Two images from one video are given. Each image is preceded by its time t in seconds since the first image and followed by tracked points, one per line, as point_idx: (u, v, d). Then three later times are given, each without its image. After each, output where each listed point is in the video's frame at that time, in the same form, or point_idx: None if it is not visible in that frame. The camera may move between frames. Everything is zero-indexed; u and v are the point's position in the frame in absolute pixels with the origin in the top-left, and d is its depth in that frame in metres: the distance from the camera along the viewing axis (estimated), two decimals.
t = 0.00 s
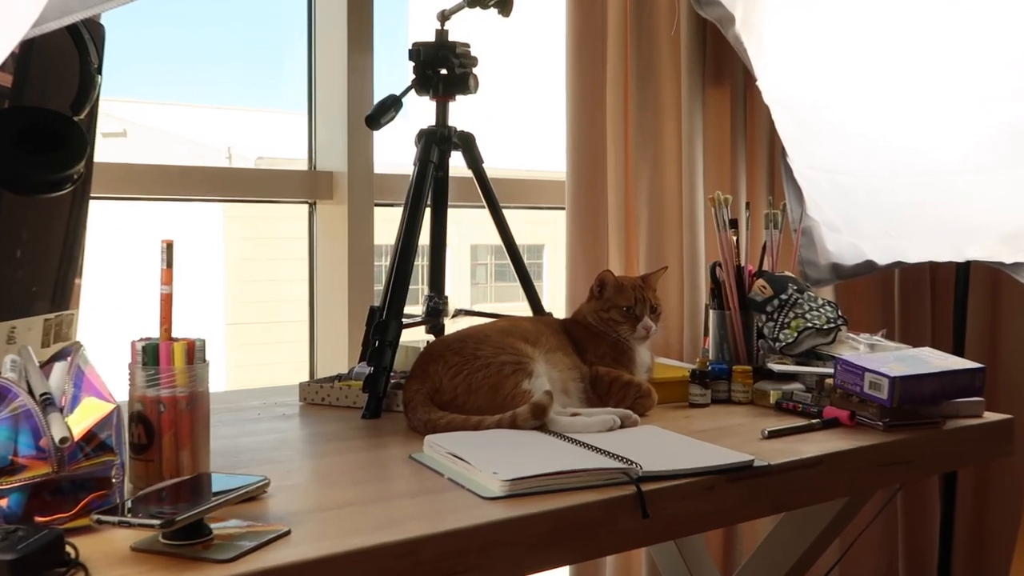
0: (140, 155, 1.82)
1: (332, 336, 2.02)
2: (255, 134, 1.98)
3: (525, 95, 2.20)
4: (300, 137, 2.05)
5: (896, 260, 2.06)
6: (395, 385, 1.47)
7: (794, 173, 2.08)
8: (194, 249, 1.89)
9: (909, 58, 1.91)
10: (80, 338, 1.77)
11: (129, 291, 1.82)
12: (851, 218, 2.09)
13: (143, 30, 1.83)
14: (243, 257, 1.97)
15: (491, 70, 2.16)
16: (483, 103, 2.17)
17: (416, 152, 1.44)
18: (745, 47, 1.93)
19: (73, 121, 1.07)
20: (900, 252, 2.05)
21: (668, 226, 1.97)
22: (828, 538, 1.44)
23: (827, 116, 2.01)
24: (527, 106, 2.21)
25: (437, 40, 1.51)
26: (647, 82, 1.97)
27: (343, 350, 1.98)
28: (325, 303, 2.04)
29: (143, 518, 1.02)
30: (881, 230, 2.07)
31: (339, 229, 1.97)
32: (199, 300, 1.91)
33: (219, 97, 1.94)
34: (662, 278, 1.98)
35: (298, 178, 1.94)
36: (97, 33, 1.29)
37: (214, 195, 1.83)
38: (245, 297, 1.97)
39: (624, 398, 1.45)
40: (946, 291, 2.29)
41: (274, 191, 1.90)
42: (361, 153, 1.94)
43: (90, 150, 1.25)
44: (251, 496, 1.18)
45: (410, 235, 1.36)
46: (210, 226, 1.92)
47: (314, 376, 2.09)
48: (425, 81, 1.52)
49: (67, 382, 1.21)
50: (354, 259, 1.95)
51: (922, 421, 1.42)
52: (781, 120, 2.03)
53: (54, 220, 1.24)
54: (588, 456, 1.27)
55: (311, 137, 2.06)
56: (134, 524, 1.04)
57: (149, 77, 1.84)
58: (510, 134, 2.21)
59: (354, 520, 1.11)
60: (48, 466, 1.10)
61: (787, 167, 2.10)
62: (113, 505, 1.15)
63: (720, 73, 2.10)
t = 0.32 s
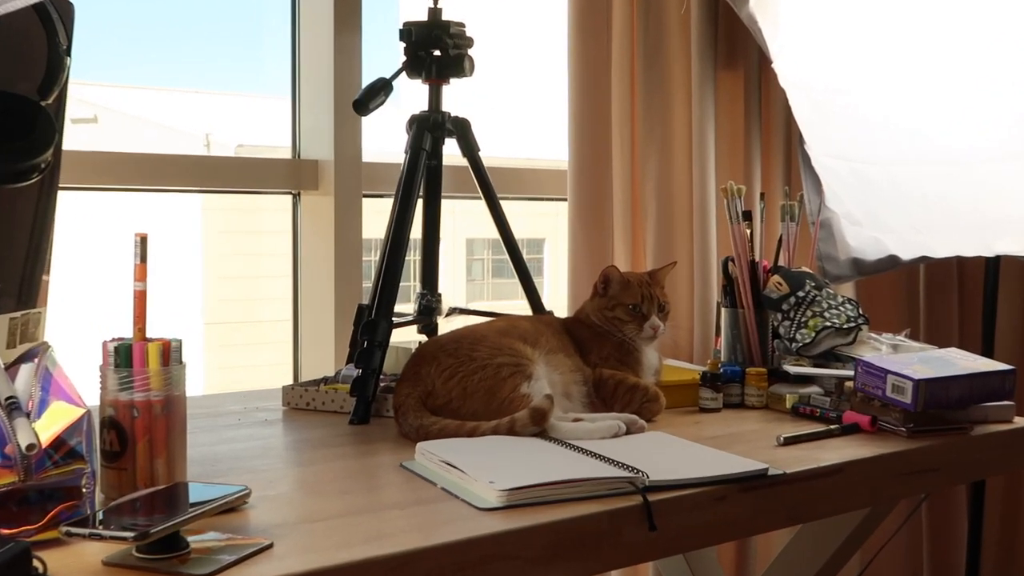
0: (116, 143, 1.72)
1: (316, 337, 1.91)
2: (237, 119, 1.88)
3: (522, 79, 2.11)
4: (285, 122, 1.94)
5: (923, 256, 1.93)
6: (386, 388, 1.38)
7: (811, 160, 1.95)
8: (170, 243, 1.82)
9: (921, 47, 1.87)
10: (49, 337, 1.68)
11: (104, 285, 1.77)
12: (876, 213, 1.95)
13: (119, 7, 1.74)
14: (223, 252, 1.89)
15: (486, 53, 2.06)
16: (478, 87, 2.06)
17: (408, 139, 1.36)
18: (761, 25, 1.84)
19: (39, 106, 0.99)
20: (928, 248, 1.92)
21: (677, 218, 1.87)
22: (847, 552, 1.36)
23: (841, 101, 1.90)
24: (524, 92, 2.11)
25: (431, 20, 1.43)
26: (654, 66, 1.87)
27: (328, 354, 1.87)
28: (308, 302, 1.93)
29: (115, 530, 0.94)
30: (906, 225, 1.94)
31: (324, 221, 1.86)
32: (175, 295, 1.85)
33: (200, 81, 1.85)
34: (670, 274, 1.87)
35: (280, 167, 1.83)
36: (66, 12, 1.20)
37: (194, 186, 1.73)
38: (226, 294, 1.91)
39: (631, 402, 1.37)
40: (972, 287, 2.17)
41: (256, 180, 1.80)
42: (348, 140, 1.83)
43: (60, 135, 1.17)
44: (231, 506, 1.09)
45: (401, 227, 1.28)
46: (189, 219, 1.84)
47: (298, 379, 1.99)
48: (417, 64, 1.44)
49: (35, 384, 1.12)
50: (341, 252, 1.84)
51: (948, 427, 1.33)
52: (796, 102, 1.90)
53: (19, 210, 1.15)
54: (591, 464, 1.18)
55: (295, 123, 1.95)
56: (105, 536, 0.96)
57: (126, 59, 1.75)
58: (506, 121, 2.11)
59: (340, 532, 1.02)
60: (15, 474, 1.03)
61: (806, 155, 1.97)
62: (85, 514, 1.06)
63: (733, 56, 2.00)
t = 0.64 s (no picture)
0: (87, 129, 1.62)
1: (304, 338, 1.79)
2: (218, 105, 1.77)
3: (524, 63, 1.98)
4: (268, 107, 1.82)
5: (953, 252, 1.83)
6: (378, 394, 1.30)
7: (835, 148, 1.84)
8: (145, 237, 1.71)
9: (948, 30, 1.78)
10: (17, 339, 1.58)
11: (78, 284, 1.65)
12: (898, 207, 1.85)
13: None
14: (203, 247, 1.77)
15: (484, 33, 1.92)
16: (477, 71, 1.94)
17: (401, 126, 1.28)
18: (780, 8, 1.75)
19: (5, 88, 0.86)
20: (957, 243, 1.82)
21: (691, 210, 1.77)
22: (872, 568, 1.27)
23: (860, 87, 1.80)
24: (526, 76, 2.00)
25: None
26: (665, 52, 1.78)
27: (317, 357, 1.76)
28: (294, 300, 1.82)
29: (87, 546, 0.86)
30: (934, 218, 1.84)
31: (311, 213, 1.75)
32: (153, 293, 1.73)
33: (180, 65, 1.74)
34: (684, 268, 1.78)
35: (263, 154, 1.70)
36: None
37: (175, 178, 1.62)
38: (205, 291, 1.79)
39: (641, 408, 1.28)
40: (1009, 284, 2.06)
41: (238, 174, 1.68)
42: (337, 126, 1.71)
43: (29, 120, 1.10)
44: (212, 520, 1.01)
45: (394, 219, 1.20)
46: (166, 211, 1.72)
47: (284, 384, 1.87)
48: (410, 46, 1.36)
49: None
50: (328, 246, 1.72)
51: (980, 435, 1.25)
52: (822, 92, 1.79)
53: None
54: (598, 475, 1.10)
55: (279, 108, 1.83)
56: (77, 551, 0.88)
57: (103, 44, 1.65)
58: (507, 107, 1.98)
59: (326, 548, 0.94)
60: None
61: (827, 142, 1.86)
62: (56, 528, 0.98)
63: (749, 39, 1.90)
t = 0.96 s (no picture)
0: (64, 120, 1.55)
1: (289, 342, 1.70)
2: (203, 93, 1.70)
3: (526, 51, 1.90)
4: (257, 98, 1.73)
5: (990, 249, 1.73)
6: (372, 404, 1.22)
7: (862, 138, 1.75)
8: (121, 238, 1.64)
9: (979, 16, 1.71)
10: None
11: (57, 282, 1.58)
12: (933, 202, 1.75)
13: None
14: (183, 246, 1.71)
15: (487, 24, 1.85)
16: (481, 60, 1.86)
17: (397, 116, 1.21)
18: None
19: None
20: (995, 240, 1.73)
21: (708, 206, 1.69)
22: None
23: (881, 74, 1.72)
24: (532, 66, 1.91)
25: None
26: (680, 40, 1.70)
27: (307, 365, 1.65)
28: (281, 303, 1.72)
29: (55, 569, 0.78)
30: (970, 213, 1.74)
31: (300, 208, 1.65)
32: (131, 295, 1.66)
33: (167, 53, 1.66)
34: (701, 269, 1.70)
35: (252, 147, 1.61)
36: None
37: (159, 171, 1.54)
38: (189, 293, 1.72)
39: (654, 417, 1.21)
40: None
41: (222, 168, 1.59)
42: (329, 115, 1.62)
43: None
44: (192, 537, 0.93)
45: (390, 215, 1.13)
46: (146, 211, 1.65)
47: (271, 394, 1.79)
48: (405, 29, 1.29)
49: None
50: (321, 243, 1.62)
51: (1017, 446, 1.17)
52: (847, 80, 1.72)
53: None
54: (608, 489, 1.02)
55: (268, 98, 1.74)
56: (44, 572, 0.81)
57: (82, 32, 1.58)
58: (510, 98, 1.90)
59: (314, 569, 0.86)
60: None
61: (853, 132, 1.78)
62: (25, 546, 0.91)
63: (770, 24, 1.82)
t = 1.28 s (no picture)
0: (44, 107, 1.49)
1: (279, 343, 1.62)
2: (187, 80, 1.62)
3: (530, 40, 1.83)
4: (244, 85, 1.66)
5: None
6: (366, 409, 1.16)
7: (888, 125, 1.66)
8: (100, 231, 1.57)
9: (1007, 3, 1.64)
10: None
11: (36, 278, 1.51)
12: (967, 195, 1.68)
13: None
14: (171, 241, 1.64)
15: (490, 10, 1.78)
16: (484, 47, 1.79)
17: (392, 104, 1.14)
18: None
19: None
20: None
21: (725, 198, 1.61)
22: None
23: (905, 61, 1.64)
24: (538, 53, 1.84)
25: None
26: (695, 25, 1.61)
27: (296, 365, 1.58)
28: (269, 304, 1.64)
29: None
30: (1008, 206, 1.66)
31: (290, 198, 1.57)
32: (115, 289, 1.60)
33: (153, 38, 1.59)
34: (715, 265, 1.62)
35: (240, 135, 1.54)
36: None
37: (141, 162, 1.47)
38: (176, 291, 1.65)
39: (666, 424, 1.14)
40: None
41: (208, 158, 1.52)
42: (320, 99, 1.54)
43: None
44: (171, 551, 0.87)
45: (385, 207, 1.06)
46: (130, 203, 1.58)
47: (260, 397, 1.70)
48: (400, 11, 1.23)
49: None
50: (312, 236, 1.55)
51: None
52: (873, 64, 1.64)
53: None
54: (618, 501, 0.95)
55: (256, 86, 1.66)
56: None
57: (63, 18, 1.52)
58: (514, 87, 1.83)
59: None
60: None
61: (879, 118, 1.69)
62: None
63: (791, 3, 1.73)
